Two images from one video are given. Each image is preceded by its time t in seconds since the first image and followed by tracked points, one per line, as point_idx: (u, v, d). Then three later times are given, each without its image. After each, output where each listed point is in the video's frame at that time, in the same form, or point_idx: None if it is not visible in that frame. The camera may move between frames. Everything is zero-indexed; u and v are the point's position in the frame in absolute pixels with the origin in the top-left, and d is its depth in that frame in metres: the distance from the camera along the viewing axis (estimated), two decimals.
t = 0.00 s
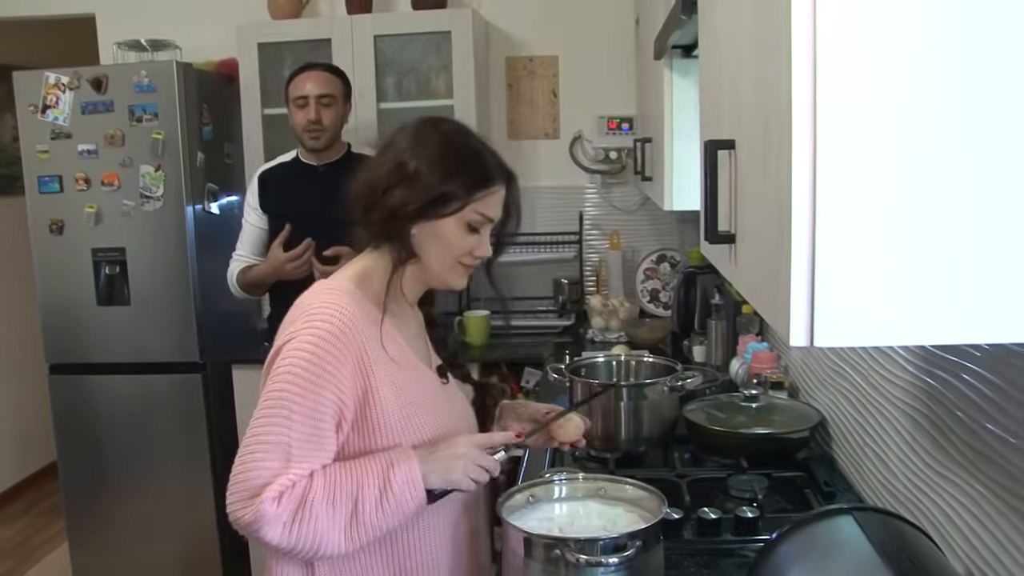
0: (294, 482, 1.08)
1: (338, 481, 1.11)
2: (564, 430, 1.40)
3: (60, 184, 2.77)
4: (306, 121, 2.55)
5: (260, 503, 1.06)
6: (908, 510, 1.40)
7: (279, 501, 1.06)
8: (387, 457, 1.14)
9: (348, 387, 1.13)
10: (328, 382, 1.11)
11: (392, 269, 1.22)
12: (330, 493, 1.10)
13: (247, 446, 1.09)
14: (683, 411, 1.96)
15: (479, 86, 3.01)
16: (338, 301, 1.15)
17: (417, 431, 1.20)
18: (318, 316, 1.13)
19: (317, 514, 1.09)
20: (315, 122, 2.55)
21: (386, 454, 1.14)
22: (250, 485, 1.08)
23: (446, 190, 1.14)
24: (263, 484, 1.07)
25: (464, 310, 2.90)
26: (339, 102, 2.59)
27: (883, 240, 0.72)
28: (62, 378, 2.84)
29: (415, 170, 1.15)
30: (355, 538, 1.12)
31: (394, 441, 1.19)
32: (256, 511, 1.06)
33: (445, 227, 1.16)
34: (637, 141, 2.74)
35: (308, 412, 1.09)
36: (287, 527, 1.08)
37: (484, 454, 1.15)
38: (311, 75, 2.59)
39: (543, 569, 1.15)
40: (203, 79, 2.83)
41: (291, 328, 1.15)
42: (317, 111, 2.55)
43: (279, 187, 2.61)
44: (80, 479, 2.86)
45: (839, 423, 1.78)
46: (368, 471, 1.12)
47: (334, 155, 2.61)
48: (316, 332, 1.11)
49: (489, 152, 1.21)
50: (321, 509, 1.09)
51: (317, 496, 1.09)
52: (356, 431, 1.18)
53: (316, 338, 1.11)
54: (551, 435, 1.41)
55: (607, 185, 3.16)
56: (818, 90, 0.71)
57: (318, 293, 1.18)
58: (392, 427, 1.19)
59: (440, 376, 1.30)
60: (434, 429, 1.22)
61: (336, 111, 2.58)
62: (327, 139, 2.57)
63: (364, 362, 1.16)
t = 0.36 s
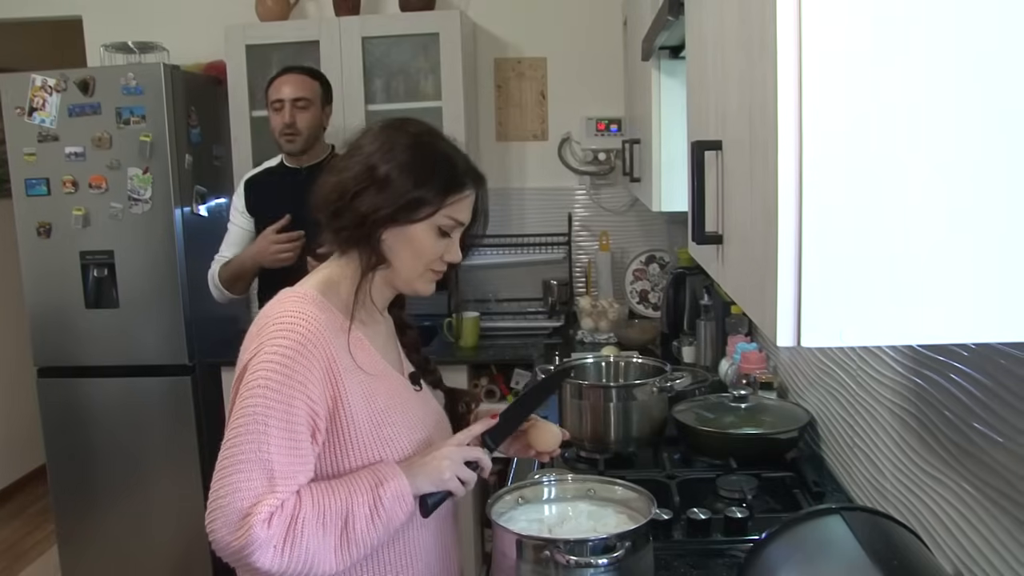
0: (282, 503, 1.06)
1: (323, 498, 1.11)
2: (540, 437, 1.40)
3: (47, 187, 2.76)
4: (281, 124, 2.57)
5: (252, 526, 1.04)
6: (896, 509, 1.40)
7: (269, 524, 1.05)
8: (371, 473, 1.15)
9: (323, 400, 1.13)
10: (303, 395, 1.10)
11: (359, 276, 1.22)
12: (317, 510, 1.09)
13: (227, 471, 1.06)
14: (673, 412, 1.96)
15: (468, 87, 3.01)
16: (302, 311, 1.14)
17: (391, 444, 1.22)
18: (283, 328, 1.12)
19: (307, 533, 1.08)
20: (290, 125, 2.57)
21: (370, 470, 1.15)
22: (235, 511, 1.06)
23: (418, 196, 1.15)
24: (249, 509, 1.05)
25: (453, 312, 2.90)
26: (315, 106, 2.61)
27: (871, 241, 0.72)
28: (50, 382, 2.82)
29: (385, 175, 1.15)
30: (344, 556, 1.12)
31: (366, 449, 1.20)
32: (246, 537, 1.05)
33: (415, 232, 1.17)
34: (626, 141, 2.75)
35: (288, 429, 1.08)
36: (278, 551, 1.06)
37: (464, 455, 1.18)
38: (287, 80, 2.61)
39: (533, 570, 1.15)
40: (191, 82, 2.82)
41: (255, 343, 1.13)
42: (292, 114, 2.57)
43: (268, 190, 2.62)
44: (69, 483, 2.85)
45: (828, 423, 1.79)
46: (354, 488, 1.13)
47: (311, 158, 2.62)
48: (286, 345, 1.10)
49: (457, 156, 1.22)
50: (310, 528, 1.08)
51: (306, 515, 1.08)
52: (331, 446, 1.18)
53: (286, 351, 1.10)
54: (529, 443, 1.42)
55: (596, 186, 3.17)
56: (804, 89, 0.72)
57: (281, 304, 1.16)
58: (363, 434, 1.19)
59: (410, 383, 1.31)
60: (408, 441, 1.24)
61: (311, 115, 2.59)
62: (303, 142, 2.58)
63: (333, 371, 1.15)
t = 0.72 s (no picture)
0: (286, 508, 1.06)
1: (326, 501, 1.10)
2: (539, 425, 1.40)
3: (46, 186, 2.75)
4: (265, 114, 2.63)
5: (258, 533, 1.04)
6: (900, 509, 1.39)
7: (274, 530, 1.04)
8: (373, 475, 1.15)
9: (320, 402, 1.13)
10: (300, 398, 1.09)
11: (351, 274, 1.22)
12: (321, 515, 1.09)
13: (228, 479, 1.05)
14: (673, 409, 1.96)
15: (468, 85, 3.01)
16: (295, 313, 1.14)
17: (390, 445, 1.21)
18: (278, 329, 1.11)
19: (312, 537, 1.08)
20: (272, 115, 2.62)
21: (372, 472, 1.15)
22: (239, 519, 1.05)
23: (409, 191, 1.15)
24: (253, 517, 1.05)
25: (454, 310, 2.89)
26: (300, 100, 2.62)
27: (872, 243, 0.72)
28: (50, 381, 2.82)
29: (375, 170, 1.15)
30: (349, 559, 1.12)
31: (364, 449, 1.19)
32: (251, 544, 1.04)
33: (406, 228, 1.17)
34: (626, 139, 2.74)
35: (288, 433, 1.07)
36: (284, 557, 1.06)
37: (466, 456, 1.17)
38: (281, 73, 2.65)
39: (534, 569, 1.15)
40: (190, 80, 2.82)
41: (250, 347, 1.12)
42: (274, 106, 2.61)
43: (265, 189, 2.62)
44: (70, 482, 2.84)
45: (830, 421, 1.78)
46: (358, 492, 1.13)
47: (296, 152, 2.64)
48: (281, 348, 1.09)
49: (449, 151, 1.22)
50: (315, 532, 1.08)
51: (310, 519, 1.08)
52: (330, 448, 1.18)
53: (282, 355, 1.09)
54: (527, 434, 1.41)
55: (596, 184, 3.16)
56: (807, 86, 0.71)
57: (273, 306, 1.15)
58: (361, 434, 1.19)
59: (406, 382, 1.31)
60: (406, 441, 1.24)
61: (293, 107, 2.60)
62: (285, 133, 2.62)
63: (329, 372, 1.15)
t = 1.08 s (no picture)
0: (283, 506, 1.06)
1: (322, 498, 1.10)
2: (537, 414, 1.40)
3: (40, 179, 2.74)
4: (250, 104, 2.64)
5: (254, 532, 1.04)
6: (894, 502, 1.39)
7: (271, 528, 1.04)
8: (369, 471, 1.14)
9: (315, 398, 1.12)
10: (296, 395, 1.09)
11: (344, 267, 1.21)
12: (318, 513, 1.09)
13: (225, 478, 1.05)
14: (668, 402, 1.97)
15: (463, 78, 3.00)
16: (289, 308, 1.13)
17: (386, 440, 1.21)
18: (272, 325, 1.11)
19: (309, 534, 1.08)
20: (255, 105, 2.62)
21: (368, 469, 1.15)
22: (235, 517, 1.05)
23: (403, 183, 1.14)
24: (249, 514, 1.05)
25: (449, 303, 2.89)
26: (284, 93, 2.61)
27: (868, 239, 0.72)
28: (43, 375, 2.81)
29: (370, 162, 1.14)
30: (346, 556, 1.12)
31: (360, 445, 1.19)
32: (249, 542, 1.04)
33: (400, 220, 1.16)
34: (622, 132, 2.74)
35: (284, 431, 1.07)
36: (281, 555, 1.06)
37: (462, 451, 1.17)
38: (273, 65, 2.66)
39: (527, 563, 1.14)
40: (184, 72, 2.80)
41: (244, 343, 1.11)
42: (258, 96, 2.62)
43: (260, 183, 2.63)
44: (64, 477, 2.84)
45: (825, 413, 1.78)
46: (354, 489, 1.13)
47: (278, 145, 2.63)
48: (276, 344, 1.09)
49: (444, 144, 1.22)
50: (312, 529, 1.08)
51: (307, 516, 1.08)
52: (325, 443, 1.17)
53: (277, 351, 1.08)
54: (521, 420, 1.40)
55: (592, 177, 3.16)
56: (802, 79, 0.70)
57: (267, 301, 1.15)
58: (356, 430, 1.18)
59: (400, 375, 1.31)
60: (402, 436, 1.23)
61: (276, 98, 2.60)
62: (265, 124, 2.61)
63: (323, 367, 1.14)
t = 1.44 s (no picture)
0: (275, 468, 1.04)
1: (315, 458, 1.08)
2: (523, 361, 1.39)
3: (14, 147, 2.69)
4: (229, 72, 2.59)
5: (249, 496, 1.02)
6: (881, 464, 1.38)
7: (264, 491, 1.02)
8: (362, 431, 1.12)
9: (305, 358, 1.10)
10: (285, 355, 1.06)
11: (337, 229, 1.18)
12: (312, 474, 1.07)
13: (213, 443, 1.03)
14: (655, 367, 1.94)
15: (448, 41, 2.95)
16: (274, 267, 1.10)
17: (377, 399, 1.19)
18: (258, 285, 1.08)
19: (303, 496, 1.06)
20: (234, 74, 2.58)
21: (361, 428, 1.12)
22: (226, 482, 1.03)
23: (396, 143, 1.11)
24: (241, 479, 1.03)
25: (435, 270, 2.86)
26: (262, 60, 2.57)
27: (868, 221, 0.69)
28: (23, 346, 2.77)
29: (350, 121, 1.11)
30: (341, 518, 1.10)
31: (351, 404, 1.17)
32: (242, 506, 1.02)
33: (395, 178, 1.14)
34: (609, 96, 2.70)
35: (273, 392, 1.04)
36: (276, 518, 1.04)
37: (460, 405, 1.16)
38: (248, 31, 2.61)
39: (512, 527, 1.12)
40: (162, 37, 2.75)
41: (229, 306, 1.08)
42: (235, 64, 2.57)
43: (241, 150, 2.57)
44: (46, 449, 2.81)
45: (813, 376, 1.77)
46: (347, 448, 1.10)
47: (259, 112, 2.59)
48: (262, 305, 1.06)
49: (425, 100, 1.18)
50: (306, 491, 1.06)
51: (301, 477, 1.06)
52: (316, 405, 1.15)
53: (262, 311, 1.06)
54: (507, 366, 1.38)
55: (579, 142, 3.12)
56: (785, 29, 0.67)
57: (252, 262, 1.12)
58: (347, 390, 1.16)
59: (388, 337, 1.28)
60: (392, 394, 1.21)
61: (254, 65, 2.55)
62: (245, 92, 2.57)
63: (312, 327, 1.12)
